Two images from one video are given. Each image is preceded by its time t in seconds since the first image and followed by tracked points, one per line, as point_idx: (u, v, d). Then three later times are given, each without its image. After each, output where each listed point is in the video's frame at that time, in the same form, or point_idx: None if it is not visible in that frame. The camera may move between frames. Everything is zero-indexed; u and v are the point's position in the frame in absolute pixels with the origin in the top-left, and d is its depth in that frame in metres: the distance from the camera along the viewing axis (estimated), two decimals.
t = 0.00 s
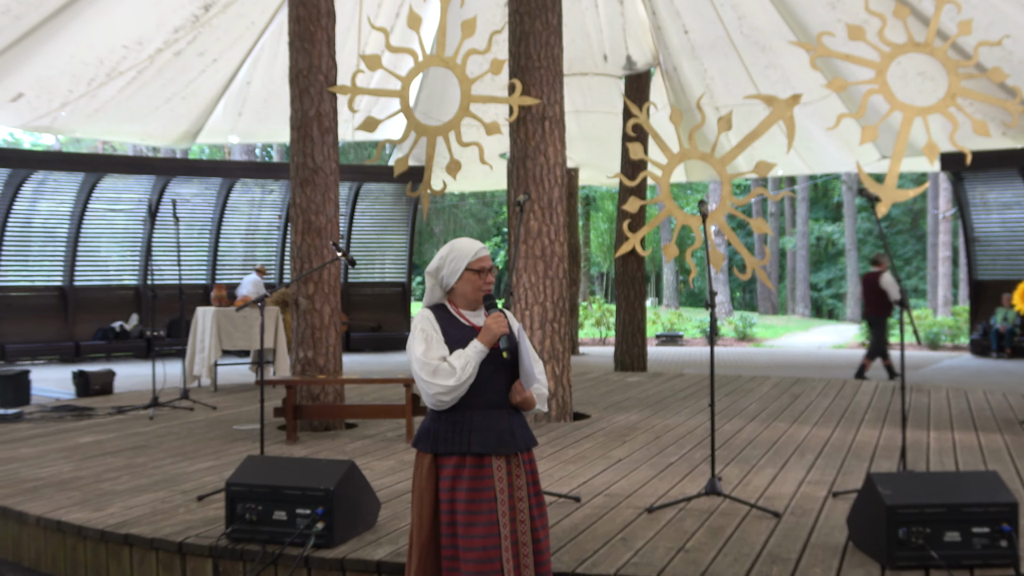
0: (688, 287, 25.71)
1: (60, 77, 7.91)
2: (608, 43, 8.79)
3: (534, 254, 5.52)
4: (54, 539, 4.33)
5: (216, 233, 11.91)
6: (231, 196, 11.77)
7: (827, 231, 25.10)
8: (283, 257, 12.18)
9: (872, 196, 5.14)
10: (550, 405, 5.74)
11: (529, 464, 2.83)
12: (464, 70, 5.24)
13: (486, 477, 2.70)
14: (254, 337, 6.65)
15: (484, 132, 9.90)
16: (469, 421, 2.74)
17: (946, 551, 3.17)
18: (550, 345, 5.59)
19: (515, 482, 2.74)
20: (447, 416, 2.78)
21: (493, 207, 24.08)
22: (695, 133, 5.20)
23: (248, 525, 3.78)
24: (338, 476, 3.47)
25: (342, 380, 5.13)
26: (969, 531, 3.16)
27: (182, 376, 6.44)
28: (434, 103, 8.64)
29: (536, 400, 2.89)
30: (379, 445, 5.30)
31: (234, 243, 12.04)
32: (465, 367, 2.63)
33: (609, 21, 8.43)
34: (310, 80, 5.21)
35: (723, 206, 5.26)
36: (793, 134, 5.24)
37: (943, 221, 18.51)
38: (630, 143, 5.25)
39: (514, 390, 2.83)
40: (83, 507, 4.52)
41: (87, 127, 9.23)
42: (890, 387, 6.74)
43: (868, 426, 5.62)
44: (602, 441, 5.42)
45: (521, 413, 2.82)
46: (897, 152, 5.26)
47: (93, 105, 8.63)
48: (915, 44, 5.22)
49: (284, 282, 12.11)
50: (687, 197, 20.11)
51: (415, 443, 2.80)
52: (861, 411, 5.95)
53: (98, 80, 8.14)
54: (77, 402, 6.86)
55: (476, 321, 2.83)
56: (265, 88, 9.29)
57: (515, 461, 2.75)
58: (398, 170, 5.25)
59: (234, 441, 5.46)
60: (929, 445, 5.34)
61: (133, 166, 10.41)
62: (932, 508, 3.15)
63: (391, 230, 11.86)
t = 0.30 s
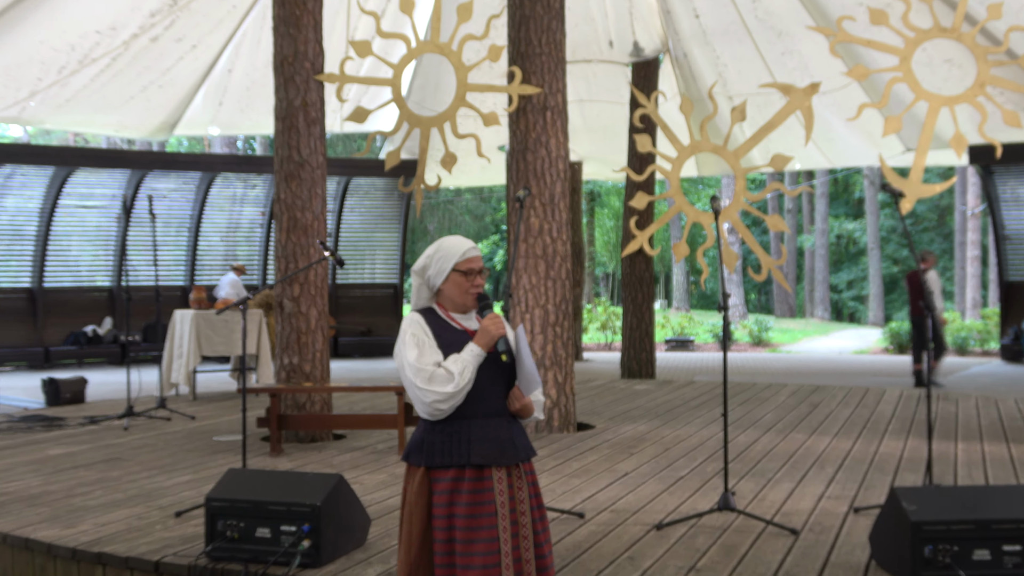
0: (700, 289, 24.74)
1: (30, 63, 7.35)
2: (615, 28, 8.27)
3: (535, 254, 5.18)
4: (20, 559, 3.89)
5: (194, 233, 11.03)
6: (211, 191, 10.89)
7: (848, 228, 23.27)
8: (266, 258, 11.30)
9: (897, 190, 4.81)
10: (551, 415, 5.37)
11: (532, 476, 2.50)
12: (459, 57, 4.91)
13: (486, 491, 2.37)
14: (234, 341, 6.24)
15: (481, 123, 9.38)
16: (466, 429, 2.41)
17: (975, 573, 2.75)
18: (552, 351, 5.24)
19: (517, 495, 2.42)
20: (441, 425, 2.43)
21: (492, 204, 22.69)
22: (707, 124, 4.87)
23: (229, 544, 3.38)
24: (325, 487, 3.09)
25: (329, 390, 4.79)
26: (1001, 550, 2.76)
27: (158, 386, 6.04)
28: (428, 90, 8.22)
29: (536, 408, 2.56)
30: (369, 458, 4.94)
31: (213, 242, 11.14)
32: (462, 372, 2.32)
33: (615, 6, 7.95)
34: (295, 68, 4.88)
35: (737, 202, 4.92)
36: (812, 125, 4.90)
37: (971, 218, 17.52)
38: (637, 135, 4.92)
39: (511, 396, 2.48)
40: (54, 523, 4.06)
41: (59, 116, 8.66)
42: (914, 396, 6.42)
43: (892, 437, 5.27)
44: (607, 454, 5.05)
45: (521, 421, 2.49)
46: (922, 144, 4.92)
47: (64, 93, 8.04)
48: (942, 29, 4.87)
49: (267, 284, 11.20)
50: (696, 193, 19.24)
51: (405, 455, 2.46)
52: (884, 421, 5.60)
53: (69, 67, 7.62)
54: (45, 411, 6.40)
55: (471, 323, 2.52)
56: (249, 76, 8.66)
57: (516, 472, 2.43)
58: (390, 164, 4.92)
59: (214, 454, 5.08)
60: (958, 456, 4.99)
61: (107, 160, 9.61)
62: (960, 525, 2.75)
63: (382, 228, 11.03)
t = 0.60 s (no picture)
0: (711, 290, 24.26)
1: None
2: (620, 12, 7.85)
3: (536, 253, 4.89)
4: None
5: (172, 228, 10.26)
6: (191, 185, 10.18)
7: (865, 225, 21.94)
8: (250, 255, 10.54)
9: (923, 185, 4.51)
10: (552, 424, 5.05)
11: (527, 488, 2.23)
12: (455, 43, 4.62)
13: (487, 506, 2.09)
14: (216, 346, 5.93)
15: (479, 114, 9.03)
16: (462, 438, 2.12)
17: None
18: (554, 356, 4.95)
19: (514, 510, 2.15)
20: (428, 434, 2.13)
21: (490, 199, 21.93)
22: (718, 115, 4.57)
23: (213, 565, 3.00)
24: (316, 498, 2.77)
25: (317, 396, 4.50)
26: None
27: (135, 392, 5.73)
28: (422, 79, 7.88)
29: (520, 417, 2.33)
30: (359, 470, 4.63)
31: (194, 240, 10.40)
32: (460, 378, 2.03)
33: None
34: (281, 55, 4.58)
35: (751, 197, 4.62)
36: (830, 116, 4.61)
37: (1002, 215, 17.50)
38: (645, 126, 4.62)
39: (504, 401, 2.23)
40: (23, 539, 3.74)
41: (28, 106, 8.05)
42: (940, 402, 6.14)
43: (914, 447, 4.96)
44: (612, 465, 4.74)
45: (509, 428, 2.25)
46: (948, 136, 4.62)
47: (35, 82, 7.49)
48: (970, 14, 4.56)
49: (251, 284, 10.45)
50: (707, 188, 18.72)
51: (393, 469, 2.14)
52: (906, 432, 5.29)
53: (40, 55, 7.12)
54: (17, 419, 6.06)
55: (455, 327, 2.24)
56: (231, 63, 8.15)
57: (514, 483, 2.17)
58: (381, 156, 4.63)
59: (196, 465, 4.78)
60: (986, 468, 4.69)
61: (77, 152, 9.16)
62: (989, 541, 2.41)
63: (373, 226, 10.41)
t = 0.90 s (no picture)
0: (722, 291, 23.83)
1: None
2: None
3: (538, 251, 4.63)
4: None
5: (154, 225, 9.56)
6: (173, 179, 9.49)
7: (886, 222, 20.26)
8: (234, 254, 9.86)
9: (948, 179, 4.26)
10: (554, 432, 4.77)
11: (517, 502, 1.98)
12: (452, 28, 4.36)
13: (478, 522, 1.83)
14: (199, 349, 5.71)
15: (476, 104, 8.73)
16: (450, 449, 1.87)
17: None
18: (556, 360, 4.69)
19: (504, 525, 1.91)
20: (411, 445, 1.87)
21: (488, 193, 21.13)
22: (730, 105, 4.33)
23: None
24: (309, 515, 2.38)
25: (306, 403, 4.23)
26: None
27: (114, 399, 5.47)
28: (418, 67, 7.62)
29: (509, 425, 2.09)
30: (350, 480, 4.36)
31: (175, 237, 9.71)
32: (451, 384, 1.80)
33: None
34: (267, 41, 4.33)
35: (765, 192, 4.37)
36: (849, 106, 4.37)
37: None
38: (654, 117, 4.37)
39: (492, 409, 2.00)
40: None
41: None
42: (965, 410, 5.88)
43: (938, 458, 4.70)
44: (618, 476, 4.47)
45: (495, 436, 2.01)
46: (975, 128, 4.36)
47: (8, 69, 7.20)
48: None
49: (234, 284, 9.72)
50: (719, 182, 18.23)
51: (375, 483, 1.86)
52: (930, 441, 5.03)
53: (13, 41, 6.82)
54: None
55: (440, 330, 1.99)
56: (213, 49, 7.88)
57: (504, 496, 1.92)
58: (373, 149, 4.37)
59: (176, 476, 4.50)
60: (1016, 478, 4.43)
61: (53, 144, 8.55)
62: None
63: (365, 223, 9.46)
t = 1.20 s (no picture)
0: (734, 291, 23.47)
1: None
2: None
3: (541, 248, 4.39)
4: None
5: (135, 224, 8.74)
6: (155, 173, 8.66)
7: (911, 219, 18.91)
8: (220, 253, 9.01)
9: (977, 173, 4.02)
10: (559, 441, 4.52)
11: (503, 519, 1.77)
12: (450, 13, 4.12)
13: (451, 542, 1.64)
14: (182, 353, 5.50)
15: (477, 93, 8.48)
16: (425, 461, 1.67)
17: None
18: (561, 364, 4.46)
19: (485, 546, 1.71)
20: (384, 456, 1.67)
21: (489, 188, 20.48)
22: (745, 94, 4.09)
23: None
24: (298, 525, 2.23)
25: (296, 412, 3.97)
26: None
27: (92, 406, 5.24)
28: (413, 55, 7.41)
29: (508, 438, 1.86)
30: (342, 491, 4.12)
31: (157, 235, 8.85)
32: (422, 396, 1.58)
33: None
34: (255, 27, 4.09)
35: (782, 186, 4.12)
36: (870, 96, 4.13)
37: None
38: (664, 106, 4.13)
39: (477, 420, 1.76)
40: None
41: None
42: (990, 417, 5.63)
43: (962, 467, 4.45)
44: (626, 487, 4.22)
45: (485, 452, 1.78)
46: (1005, 118, 4.11)
47: None
48: None
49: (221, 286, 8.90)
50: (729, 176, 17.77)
51: (346, 495, 1.69)
52: (956, 450, 4.78)
53: None
54: None
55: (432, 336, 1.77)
56: (197, 34, 7.64)
57: (484, 513, 1.72)
58: (367, 141, 4.15)
59: (158, 486, 4.26)
60: None
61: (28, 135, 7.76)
62: None
63: (355, 219, 8.68)
